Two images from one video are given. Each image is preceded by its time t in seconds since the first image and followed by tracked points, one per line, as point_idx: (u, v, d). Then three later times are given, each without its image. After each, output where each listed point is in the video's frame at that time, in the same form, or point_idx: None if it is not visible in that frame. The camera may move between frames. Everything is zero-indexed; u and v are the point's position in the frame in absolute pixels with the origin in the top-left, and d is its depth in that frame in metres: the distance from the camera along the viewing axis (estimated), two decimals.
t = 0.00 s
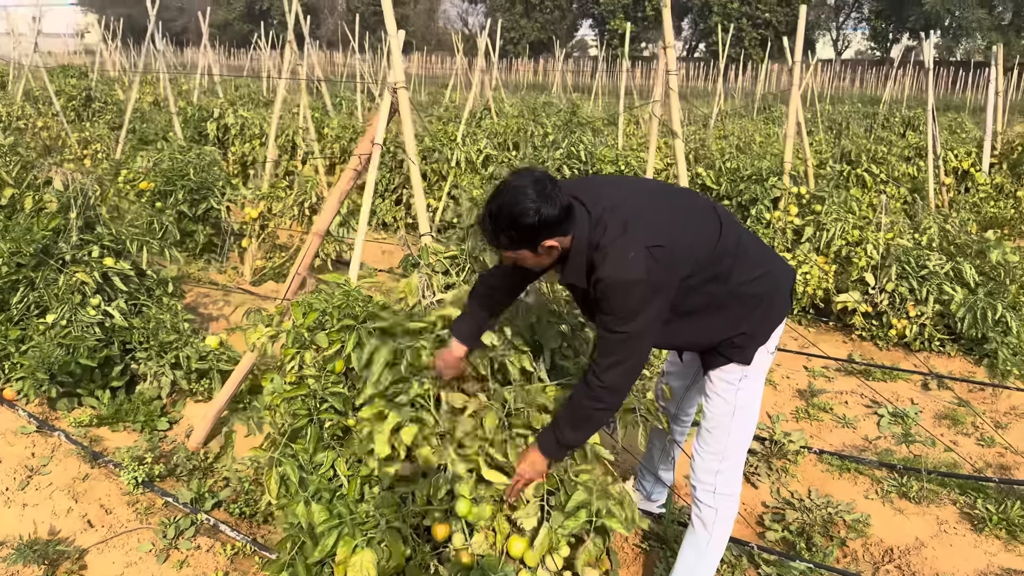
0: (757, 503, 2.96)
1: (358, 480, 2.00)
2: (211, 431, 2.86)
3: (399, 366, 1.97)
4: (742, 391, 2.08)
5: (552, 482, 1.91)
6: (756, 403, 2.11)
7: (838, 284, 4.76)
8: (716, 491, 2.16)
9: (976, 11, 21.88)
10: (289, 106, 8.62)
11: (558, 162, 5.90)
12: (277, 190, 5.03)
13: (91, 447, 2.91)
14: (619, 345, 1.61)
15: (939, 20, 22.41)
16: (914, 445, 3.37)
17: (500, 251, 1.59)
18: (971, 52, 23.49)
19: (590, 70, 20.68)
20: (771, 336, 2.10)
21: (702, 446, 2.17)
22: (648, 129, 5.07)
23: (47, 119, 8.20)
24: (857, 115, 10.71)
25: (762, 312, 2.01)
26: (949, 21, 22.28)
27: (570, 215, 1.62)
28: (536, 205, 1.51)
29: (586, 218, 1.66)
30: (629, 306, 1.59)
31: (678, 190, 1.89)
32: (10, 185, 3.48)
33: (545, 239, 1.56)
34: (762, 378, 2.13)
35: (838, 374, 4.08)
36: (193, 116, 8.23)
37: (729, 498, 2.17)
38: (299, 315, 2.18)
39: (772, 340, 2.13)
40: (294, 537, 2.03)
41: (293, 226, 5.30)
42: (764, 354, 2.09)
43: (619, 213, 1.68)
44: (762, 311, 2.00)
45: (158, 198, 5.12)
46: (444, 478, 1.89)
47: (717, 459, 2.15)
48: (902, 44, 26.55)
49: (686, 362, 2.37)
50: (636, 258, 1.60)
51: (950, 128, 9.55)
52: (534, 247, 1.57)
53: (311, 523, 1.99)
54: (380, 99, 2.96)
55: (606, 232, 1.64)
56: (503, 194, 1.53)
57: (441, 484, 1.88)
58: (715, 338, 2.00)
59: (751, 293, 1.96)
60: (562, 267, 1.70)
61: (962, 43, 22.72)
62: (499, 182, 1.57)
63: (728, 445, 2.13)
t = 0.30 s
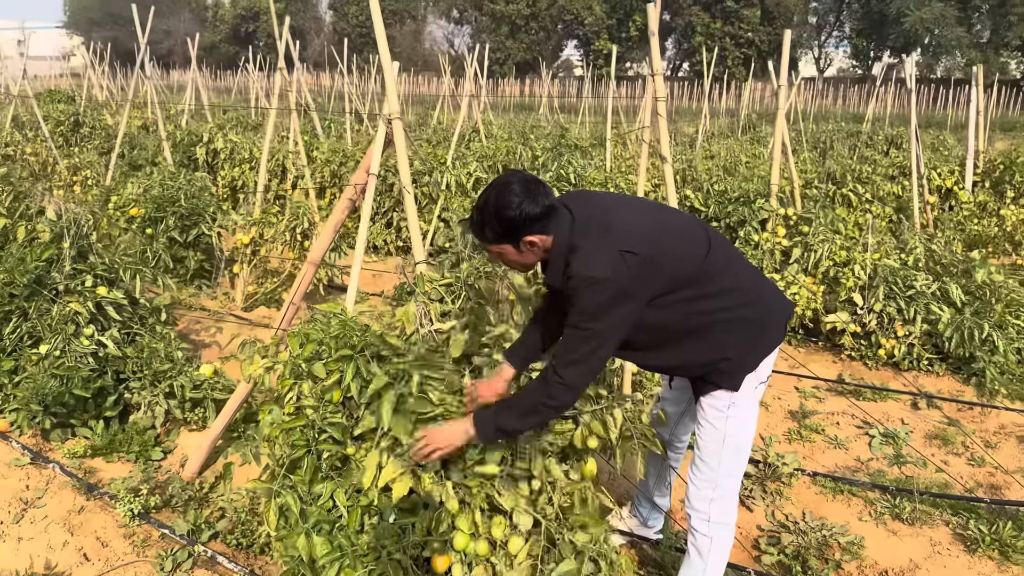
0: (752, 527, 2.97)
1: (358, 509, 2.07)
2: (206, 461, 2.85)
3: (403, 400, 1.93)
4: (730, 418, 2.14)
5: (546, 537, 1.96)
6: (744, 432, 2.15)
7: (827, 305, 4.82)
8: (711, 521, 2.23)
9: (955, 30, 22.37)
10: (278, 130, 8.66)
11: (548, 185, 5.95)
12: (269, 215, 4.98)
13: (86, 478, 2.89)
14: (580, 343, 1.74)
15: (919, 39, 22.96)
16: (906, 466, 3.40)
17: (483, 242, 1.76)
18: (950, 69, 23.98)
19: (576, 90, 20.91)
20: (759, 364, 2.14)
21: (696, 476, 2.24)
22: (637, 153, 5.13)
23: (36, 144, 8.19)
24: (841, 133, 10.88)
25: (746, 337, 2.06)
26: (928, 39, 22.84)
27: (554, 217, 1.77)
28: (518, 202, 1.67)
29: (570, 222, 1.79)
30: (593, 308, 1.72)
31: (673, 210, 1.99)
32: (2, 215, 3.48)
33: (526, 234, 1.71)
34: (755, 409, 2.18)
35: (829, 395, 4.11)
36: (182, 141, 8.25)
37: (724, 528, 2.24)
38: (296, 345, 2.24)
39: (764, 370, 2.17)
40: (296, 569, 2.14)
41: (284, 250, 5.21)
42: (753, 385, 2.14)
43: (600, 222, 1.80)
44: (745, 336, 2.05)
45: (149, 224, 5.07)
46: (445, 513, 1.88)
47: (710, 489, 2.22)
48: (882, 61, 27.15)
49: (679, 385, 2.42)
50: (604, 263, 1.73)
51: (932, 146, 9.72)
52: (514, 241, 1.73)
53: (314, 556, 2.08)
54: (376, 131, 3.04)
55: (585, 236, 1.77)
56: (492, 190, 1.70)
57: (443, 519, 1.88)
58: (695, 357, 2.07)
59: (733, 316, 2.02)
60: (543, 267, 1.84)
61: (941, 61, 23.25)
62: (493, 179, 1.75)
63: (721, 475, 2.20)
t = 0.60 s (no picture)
0: (752, 557, 2.96)
1: (354, 546, 2.04)
2: (200, 495, 2.83)
3: (404, 438, 2.00)
4: (724, 452, 2.17)
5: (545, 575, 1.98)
6: (734, 465, 2.18)
7: (821, 330, 4.83)
8: (708, 554, 2.28)
9: (941, 51, 22.71)
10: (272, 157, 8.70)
11: (542, 212, 5.98)
12: (263, 243, 4.98)
13: (79, 515, 2.87)
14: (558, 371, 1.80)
15: (906, 61, 23.35)
16: (903, 494, 3.40)
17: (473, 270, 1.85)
18: (937, 90, 24.32)
19: (568, 113, 21.11)
20: (749, 399, 2.14)
21: (695, 509, 2.28)
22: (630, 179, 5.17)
23: (29, 173, 8.21)
24: (830, 156, 10.98)
25: (733, 370, 2.07)
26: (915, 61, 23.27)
27: (542, 247, 1.83)
28: (503, 234, 1.75)
29: (557, 254, 1.85)
30: (571, 337, 1.78)
31: (665, 243, 2.03)
32: None
33: (513, 264, 1.78)
34: (750, 442, 2.20)
35: (824, 422, 4.11)
36: (176, 168, 8.27)
37: (722, 561, 2.28)
38: (293, 380, 2.24)
39: (760, 404, 2.18)
40: None
41: (279, 279, 5.19)
42: (746, 419, 2.16)
43: (586, 253, 1.86)
44: (732, 369, 2.07)
45: (143, 254, 5.07)
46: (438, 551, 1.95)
47: (709, 522, 2.26)
48: (870, 84, 27.56)
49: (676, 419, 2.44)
50: (584, 295, 1.77)
51: (921, 168, 9.82)
52: (500, 272, 1.81)
53: None
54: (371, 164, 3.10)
55: (569, 267, 1.82)
56: (483, 221, 1.79)
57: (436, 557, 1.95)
58: (681, 387, 2.10)
59: (720, 350, 2.04)
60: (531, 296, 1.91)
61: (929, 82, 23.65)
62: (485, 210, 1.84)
63: (718, 509, 2.25)
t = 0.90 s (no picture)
0: None
1: None
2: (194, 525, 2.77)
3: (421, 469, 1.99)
4: (719, 478, 2.17)
5: None
6: (728, 491, 2.18)
7: (818, 353, 4.83)
8: None
9: (931, 74, 23.18)
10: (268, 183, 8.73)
11: (538, 237, 6.00)
12: (258, 270, 4.97)
13: (71, 547, 2.84)
14: (553, 392, 1.80)
15: (897, 83, 23.73)
16: (902, 520, 3.38)
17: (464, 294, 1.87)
18: (929, 112, 24.76)
19: (562, 137, 21.36)
20: (742, 425, 2.14)
21: (690, 537, 2.28)
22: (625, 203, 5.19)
23: (25, 201, 8.25)
24: (823, 178, 11.12)
25: (727, 396, 2.07)
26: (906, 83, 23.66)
27: (533, 270, 1.86)
28: (493, 256, 1.79)
29: (547, 275, 1.87)
30: (564, 359, 1.79)
31: (654, 267, 2.04)
32: None
33: (504, 286, 1.81)
34: (744, 468, 2.20)
35: (822, 446, 4.09)
36: (172, 195, 8.29)
37: None
38: (287, 411, 2.24)
39: (754, 431, 2.18)
40: None
41: (275, 306, 5.19)
42: (738, 445, 2.15)
43: (577, 274, 1.87)
44: (725, 394, 2.07)
45: (138, 281, 5.06)
46: None
47: (703, 550, 2.27)
48: (862, 107, 27.96)
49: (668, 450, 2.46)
50: (574, 315, 1.79)
51: (915, 189, 9.94)
52: (492, 294, 1.83)
53: None
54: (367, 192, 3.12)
55: (559, 288, 1.83)
56: (474, 245, 1.83)
57: None
58: (675, 410, 2.10)
59: (712, 374, 2.04)
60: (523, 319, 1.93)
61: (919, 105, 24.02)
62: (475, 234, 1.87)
63: (713, 538, 2.25)
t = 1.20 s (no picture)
0: None
1: None
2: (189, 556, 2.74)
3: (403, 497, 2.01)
4: (722, 507, 2.16)
5: None
6: (731, 520, 2.16)
7: (819, 375, 4.81)
8: None
9: (928, 95, 23.52)
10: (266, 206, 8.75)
11: (537, 258, 6.01)
12: (256, 294, 4.97)
13: None
14: (557, 418, 1.79)
15: (895, 104, 24.01)
16: (906, 546, 3.33)
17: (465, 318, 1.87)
18: (926, 132, 25.04)
19: (561, 159, 21.49)
20: (744, 452, 2.12)
21: (693, 565, 2.26)
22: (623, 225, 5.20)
23: (23, 226, 8.26)
24: (821, 199, 11.20)
25: (729, 422, 2.06)
26: (903, 103, 23.94)
27: (533, 293, 1.87)
28: (494, 280, 1.80)
29: (547, 298, 1.88)
30: (567, 383, 1.78)
31: (653, 292, 2.05)
32: None
33: (505, 309, 1.81)
34: (746, 496, 2.18)
35: (823, 470, 4.06)
36: (171, 219, 8.29)
37: None
38: (283, 438, 2.23)
39: (756, 458, 2.17)
40: None
41: (272, 329, 5.18)
42: (739, 473, 2.14)
43: (578, 297, 1.88)
44: (728, 421, 2.05)
45: (136, 305, 5.06)
46: None
47: None
48: (859, 127, 28.23)
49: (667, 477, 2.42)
50: (576, 337, 1.79)
51: (912, 210, 10.01)
52: (493, 318, 1.83)
53: None
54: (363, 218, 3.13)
55: (559, 311, 1.84)
56: (475, 270, 1.84)
57: None
58: (679, 435, 2.09)
59: (714, 401, 2.04)
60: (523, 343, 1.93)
61: (917, 126, 24.39)
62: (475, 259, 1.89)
63: (714, 566, 2.23)
